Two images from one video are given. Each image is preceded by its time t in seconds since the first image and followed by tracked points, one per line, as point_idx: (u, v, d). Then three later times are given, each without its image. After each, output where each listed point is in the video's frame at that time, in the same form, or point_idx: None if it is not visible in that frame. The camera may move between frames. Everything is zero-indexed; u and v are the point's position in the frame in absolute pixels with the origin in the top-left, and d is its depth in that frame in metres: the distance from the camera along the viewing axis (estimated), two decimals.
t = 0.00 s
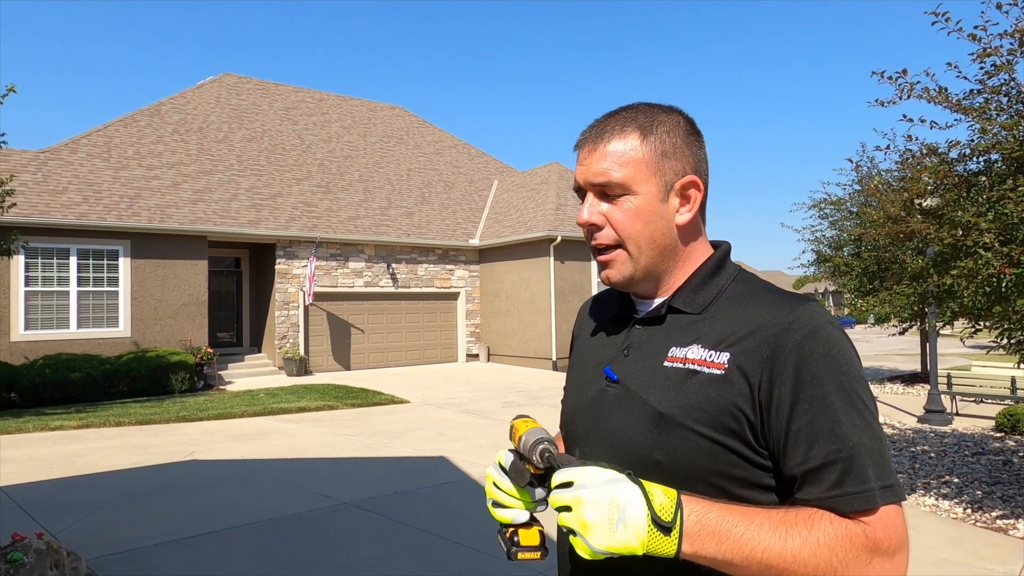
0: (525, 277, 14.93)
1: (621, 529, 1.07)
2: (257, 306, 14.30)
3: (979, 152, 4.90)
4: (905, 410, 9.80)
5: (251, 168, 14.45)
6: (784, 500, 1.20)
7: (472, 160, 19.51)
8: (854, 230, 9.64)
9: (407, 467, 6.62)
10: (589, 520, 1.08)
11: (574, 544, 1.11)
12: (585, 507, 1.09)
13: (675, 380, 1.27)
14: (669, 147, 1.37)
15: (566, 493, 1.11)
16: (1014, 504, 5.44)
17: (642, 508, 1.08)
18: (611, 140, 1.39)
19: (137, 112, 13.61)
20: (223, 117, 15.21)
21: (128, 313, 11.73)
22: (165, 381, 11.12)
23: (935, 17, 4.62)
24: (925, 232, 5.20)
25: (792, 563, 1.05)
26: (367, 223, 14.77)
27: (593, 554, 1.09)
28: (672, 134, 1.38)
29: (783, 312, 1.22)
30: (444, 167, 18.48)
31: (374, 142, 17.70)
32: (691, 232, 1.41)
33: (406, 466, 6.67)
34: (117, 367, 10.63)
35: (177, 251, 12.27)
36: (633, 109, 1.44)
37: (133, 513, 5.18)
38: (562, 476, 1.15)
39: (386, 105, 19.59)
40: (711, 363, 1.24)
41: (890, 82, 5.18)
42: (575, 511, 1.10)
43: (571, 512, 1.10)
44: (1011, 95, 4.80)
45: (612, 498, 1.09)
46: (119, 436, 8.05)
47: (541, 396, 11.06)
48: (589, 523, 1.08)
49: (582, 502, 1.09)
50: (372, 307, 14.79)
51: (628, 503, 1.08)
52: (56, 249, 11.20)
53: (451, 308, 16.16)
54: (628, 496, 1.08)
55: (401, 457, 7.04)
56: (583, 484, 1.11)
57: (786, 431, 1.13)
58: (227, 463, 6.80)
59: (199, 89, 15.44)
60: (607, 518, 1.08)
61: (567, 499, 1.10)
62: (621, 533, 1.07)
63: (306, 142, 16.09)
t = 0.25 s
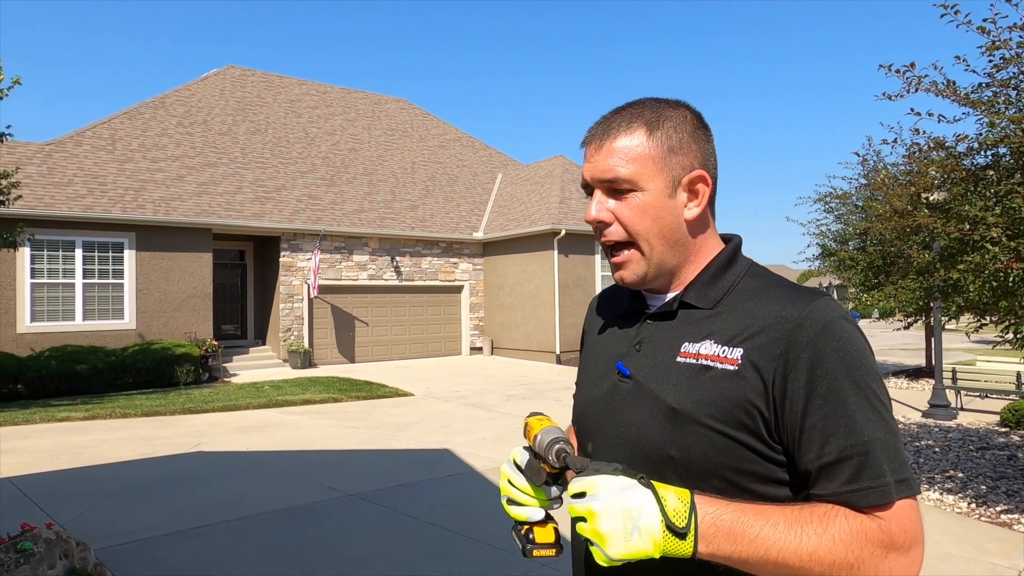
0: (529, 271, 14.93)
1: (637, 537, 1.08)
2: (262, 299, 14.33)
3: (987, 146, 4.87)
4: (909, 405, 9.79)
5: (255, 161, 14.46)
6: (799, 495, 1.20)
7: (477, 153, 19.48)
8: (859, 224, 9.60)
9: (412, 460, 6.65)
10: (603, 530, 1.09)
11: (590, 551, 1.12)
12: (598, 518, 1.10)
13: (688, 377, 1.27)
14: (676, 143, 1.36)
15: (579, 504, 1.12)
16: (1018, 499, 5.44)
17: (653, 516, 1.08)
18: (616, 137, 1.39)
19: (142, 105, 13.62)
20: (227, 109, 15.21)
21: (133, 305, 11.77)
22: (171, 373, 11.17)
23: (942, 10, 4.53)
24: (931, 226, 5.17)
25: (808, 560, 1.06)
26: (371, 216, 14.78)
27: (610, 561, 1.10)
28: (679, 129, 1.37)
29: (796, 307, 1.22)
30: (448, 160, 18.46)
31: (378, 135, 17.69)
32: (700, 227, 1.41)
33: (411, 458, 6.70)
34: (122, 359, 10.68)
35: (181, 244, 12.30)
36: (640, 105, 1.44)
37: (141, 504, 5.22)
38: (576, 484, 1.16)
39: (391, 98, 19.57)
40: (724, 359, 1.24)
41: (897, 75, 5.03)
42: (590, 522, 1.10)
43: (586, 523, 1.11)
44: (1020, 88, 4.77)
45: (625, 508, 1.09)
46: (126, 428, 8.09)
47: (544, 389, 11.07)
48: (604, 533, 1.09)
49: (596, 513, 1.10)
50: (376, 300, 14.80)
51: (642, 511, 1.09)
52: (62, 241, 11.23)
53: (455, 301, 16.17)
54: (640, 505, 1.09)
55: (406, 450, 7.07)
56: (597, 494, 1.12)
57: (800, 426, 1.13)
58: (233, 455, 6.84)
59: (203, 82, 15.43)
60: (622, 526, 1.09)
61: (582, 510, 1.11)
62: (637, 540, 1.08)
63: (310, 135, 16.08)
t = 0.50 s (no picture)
0: (530, 271, 14.94)
1: (646, 526, 1.10)
2: (263, 299, 14.34)
3: (989, 148, 4.88)
4: (911, 406, 9.79)
5: (257, 162, 14.47)
6: (806, 494, 1.21)
7: (478, 154, 19.50)
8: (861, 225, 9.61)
9: (413, 460, 6.66)
10: (613, 517, 1.11)
11: (597, 538, 1.13)
12: (609, 504, 1.11)
13: (697, 376, 1.28)
14: (683, 146, 1.37)
15: (590, 490, 1.13)
16: (1020, 500, 5.45)
17: (665, 506, 1.10)
18: (623, 143, 1.40)
19: (144, 105, 13.65)
20: (229, 110, 15.23)
21: (135, 305, 11.79)
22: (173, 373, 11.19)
23: (943, 12, 4.40)
24: (933, 227, 5.18)
25: (813, 555, 1.07)
26: (372, 217, 14.79)
27: (617, 548, 1.11)
28: (685, 133, 1.39)
29: (804, 307, 1.23)
30: (449, 161, 18.47)
31: (380, 135, 17.71)
32: (707, 230, 1.42)
33: (413, 458, 6.71)
34: (124, 359, 10.70)
35: (183, 244, 12.32)
36: (645, 110, 1.45)
37: (144, 504, 5.23)
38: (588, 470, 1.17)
39: (392, 99, 19.59)
40: (733, 359, 1.25)
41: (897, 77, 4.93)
42: (599, 508, 1.12)
43: (595, 508, 1.12)
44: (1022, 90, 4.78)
45: (637, 496, 1.11)
46: (128, 428, 8.11)
47: (546, 390, 11.08)
48: (614, 519, 1.10)
49: (607, 499, 1.11)
50: (377, 301, 14.81)
51: (653, 500, 1.10)
52: (64, 242, 11.26)
53: (456, 302, 16.18)
54: (652, 494, 1.10)
55: (408, 450, 7.08)
56: (608, 481, 1.13)
57: (808, 426, 1.14)
58: (235, 455, 6.85)
59: (205, 83, 15.46)
60: (632, 513, 1.10)
61: (592, 496, 1.12)
62: (646, 529, 1.10)
63: (312, 136, 16.10)
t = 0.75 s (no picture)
0: (529, 271, 14.95)
1: (654, 507, 1.10)
2: (261, 298, 14.32)
3: (987, 147, 4.89)
4: (909, 406, 9.80)
5: (256, 160, 14.47)
6: (808, 491, 1.21)
7: (477, 153, 19.50)
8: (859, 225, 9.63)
9: (413, 458, 6.66)
10: (624, 491, 1.10)
11: (600, 513, 1.12)
12: (622, 477, 1.11)
13: (699, 372, 1.29)
14: (682, 149, 1.38)
15: (604, 462, 1.13)
16: (1017, 499, 5.46)
17: (675, 492, 1.10)
18: (622, 149, 1.41)
19: (143, 104, 13.63)
20: (228, 109, 15.21)
21: (133, 304, 11.78)
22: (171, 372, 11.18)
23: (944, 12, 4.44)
24: (932, 227, 5.19)
25: (816, 551, 1.07)
26: (371, 216, 14.79)
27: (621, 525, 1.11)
28: (684, 136, 1.39)
29: (807, 305, 1.23)
30: (448, 160, 18.47)
31: (379, 134, 17.69)
32: (709, 230, 1.42)
33: (412, 457, 6.71)
34: (123, 358, 10.69)
35: (182, 243, 12.30)
36: (644, 114, 1.45)
37: (143, 502, 5.23)
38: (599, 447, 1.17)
39: (391, 98, 19.58)
40: (736, 356, 1.25)
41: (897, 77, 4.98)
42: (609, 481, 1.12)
43: (607, 481, 1.11)
44: (1021, 90, 4.79)
45: (650, 477, 1.11)
46: (126, 426, 8.10)
47: (545, 389, 11.09)
48: (624, 494, 1.10)
49: (621, 472, 1.11)
50: (376, 300, 14.81)
51: (665, 484, 1.10)
52: (63, 240, 11.24)
53: (455, 301, 16.18)
54: (665, 479, 1.11)
55: (407, 449, 7.08)
56: (622, 457, 1.13)
57: (810, 424, 1.14)
58: (235, 453, 6.85)
59: (204, 81, 15.45)
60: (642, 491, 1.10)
61: (606, 468, 1.12)
62: (653, 510, 1.10)
63: (311, 135, 16.10)
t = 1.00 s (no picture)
0: (526, 270, 14.96)
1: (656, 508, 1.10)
2: (258, 296, 14.30)
3: (984, 149, 4.91)
4: (904, 406, 9.84)
5: (253, 158, 14.45)
6: (802, 498, 1.23)
7: (474, 152, 19.49)
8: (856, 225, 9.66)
9: (409, 458, 6.67)
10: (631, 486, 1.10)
11: (602, 509, 1.10)
12: (630, 471, 1.11)
13: (696, 379, 1.30)
14: (667, 158, 1.38)
15: (613, 457, 1.13)
16: (1012, 499, 5.50)
17: (675, 499, 1.13)
18: (606, 163, 1.42)
19: (139, 101, 13.60)
20: (225, 106, 15.19)
21: (130, 302, 11.76)
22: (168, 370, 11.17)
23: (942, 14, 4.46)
24: (928, 228, 5.21)
25: (809, 559, 1.08)
26: (369, 214, 14.78)
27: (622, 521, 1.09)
28: (667, 145, 1.39)
29: (802, 313, 1.24)
30: (446, 159, 18.46)
31: (376, 133, 17.68)
32: (702, 235, 1.42)
33: (409, 457, 6.72)
34: (119, 356, 10.67)
35: (179, 241, 12.28)
36: (631, 125, 1.46)
37: (140, 501, 5.23)
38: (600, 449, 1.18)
39: (389, 96, 19.56)
40: (731, 363, 1.26)
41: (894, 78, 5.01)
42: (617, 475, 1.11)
43: (615, 475, 1.10)
44: (1017, 92, 4.81)
45: (655, 479, 1.13)
46: (123, 425, 8.09)
47: (541, 388, 11.11)
48: (632, 488, 1.10)
49: (629, 467, 1.12)
50: (373, 298, 14.80)
51: (667, 490, 1.13)
52: (59, 237, 11.21)
53: (452, 300, 16.18)
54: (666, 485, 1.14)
55: (404, 448, 7.09)
56: (627, 457, 1.14)
57: (805, 432, 1.16)
58: (231, 452, 6.84)
59: (201, 79, 15.41)
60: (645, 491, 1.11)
61: (615, 461, 1.12)
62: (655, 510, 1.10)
63: (308, 133, 16.08)
